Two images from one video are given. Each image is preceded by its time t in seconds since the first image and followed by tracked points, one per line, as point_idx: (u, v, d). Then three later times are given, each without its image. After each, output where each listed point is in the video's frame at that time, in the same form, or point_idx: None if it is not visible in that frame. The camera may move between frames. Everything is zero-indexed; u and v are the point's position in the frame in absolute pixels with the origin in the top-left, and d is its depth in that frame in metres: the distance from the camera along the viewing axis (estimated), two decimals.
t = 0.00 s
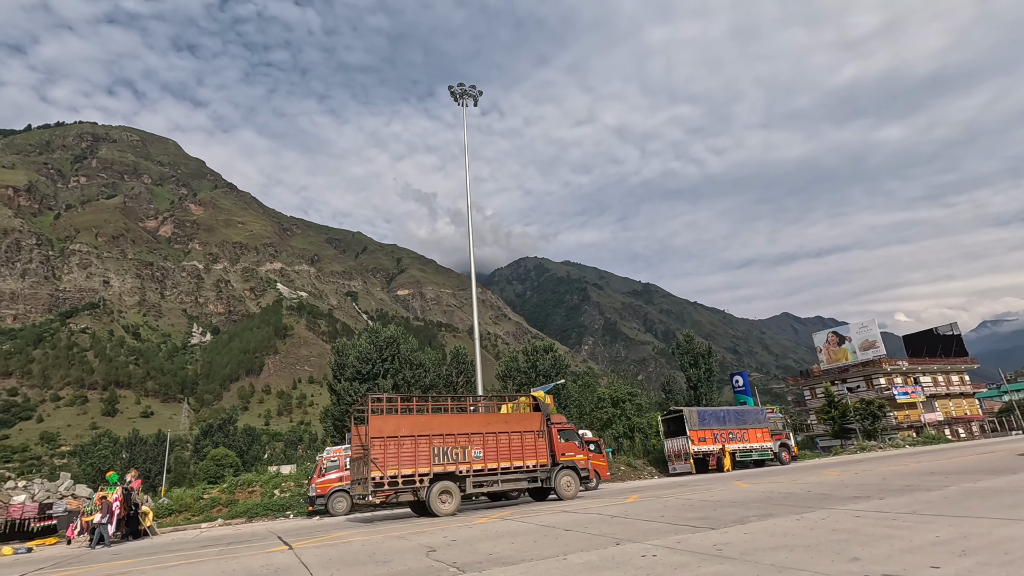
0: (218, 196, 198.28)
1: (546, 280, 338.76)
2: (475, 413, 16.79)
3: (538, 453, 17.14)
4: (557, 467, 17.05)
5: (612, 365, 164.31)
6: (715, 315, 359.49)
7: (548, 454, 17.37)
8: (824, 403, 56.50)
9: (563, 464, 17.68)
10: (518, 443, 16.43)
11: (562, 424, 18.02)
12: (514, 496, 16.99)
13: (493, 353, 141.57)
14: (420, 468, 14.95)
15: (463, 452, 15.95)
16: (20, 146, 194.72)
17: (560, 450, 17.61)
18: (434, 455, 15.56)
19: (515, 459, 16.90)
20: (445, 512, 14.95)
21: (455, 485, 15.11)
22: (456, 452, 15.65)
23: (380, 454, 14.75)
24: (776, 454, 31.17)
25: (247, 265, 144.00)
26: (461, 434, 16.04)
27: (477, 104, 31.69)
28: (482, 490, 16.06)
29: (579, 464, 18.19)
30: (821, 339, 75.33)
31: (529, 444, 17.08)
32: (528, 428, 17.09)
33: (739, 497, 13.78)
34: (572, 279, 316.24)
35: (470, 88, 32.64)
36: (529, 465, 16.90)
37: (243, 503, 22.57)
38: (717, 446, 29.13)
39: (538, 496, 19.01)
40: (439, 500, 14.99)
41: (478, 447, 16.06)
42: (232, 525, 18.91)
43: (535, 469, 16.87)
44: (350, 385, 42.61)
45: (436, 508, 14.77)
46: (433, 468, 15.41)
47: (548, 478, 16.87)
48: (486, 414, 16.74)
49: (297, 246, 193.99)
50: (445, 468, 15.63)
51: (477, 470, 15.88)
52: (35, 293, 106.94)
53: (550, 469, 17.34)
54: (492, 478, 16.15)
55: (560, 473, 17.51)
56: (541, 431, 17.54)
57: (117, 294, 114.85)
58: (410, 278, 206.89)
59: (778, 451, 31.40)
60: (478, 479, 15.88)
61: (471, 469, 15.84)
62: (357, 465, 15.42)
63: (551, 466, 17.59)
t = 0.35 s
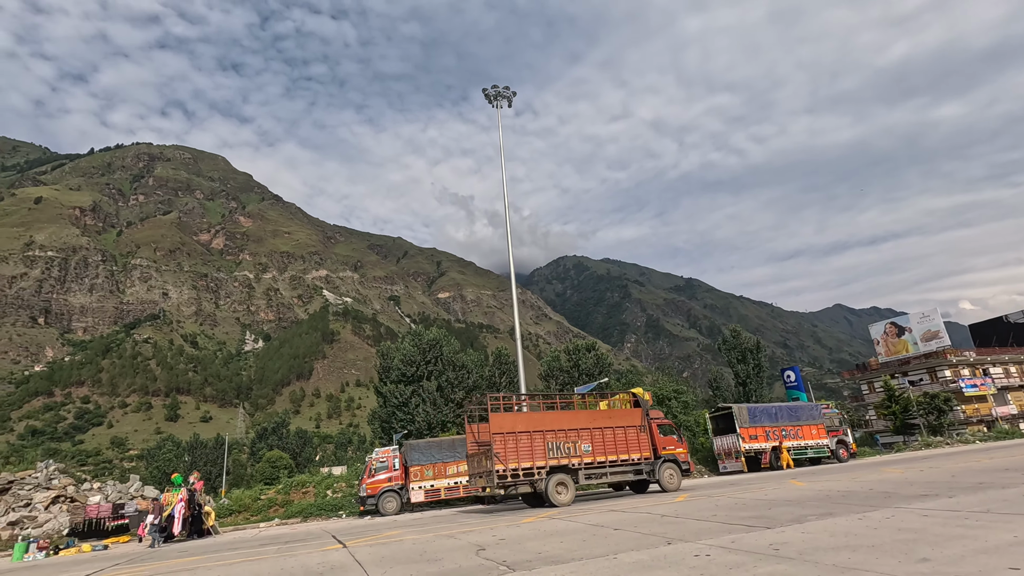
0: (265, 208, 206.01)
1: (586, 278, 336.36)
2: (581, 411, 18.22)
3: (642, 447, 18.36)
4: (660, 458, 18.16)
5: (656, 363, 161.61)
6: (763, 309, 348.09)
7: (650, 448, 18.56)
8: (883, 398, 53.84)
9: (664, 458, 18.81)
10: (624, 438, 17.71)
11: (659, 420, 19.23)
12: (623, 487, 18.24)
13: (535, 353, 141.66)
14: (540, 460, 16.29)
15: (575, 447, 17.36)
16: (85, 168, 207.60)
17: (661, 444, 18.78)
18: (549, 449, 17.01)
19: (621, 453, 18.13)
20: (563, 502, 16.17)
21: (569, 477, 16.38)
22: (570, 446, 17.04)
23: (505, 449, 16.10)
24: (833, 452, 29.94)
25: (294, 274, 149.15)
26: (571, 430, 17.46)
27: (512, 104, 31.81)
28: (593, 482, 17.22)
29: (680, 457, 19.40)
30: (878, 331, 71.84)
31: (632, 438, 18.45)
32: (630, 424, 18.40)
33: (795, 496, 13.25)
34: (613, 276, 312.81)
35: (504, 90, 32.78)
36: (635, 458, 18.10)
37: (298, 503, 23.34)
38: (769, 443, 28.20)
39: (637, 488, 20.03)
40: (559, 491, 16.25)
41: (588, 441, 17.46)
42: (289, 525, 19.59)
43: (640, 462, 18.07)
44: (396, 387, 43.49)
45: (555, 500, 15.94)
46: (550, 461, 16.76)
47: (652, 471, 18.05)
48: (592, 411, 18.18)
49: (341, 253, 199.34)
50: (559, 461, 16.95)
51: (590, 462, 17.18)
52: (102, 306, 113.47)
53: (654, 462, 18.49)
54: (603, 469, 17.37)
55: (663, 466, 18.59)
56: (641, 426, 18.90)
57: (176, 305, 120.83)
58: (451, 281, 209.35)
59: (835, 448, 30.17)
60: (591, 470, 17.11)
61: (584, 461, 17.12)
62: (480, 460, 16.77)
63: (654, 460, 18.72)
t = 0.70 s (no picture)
0: (303, 212, 211.64)
1: (620, 273, 333.02)
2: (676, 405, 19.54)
3: (735, 438, 19.69)
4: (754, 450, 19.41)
5: (694, 357, 158.82)
6: (805, 301, 337.30)
7: (743, 440, 19.84)
8: (937, 390, 51.44)
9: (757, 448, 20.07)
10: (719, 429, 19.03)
11: (751, 412, 20.50)
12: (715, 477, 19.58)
13: (570, 350, 141.14)
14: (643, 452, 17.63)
15: (672, 438, 18.71)
16: (134, 179, 217.45)
17: (754, 435, 20.04)
18: (650, 440, 18.44)
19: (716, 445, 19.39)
20: (665, 490, 17.76)
21: (671, 468, 17.68)
22: (668, 437, 18.40)
23: (611, 440, 17.51)
24: (883, 447, 28.87)
25: (332, 276, 152.77)
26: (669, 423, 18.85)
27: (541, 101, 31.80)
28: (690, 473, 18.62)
29: (771, 449, 20.48)
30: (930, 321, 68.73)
31: (726, 430, 19.79)
32: (724, 416, 19.77)
33: (844, 493, 12.78)
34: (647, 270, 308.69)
35: (533, 86, 32.75)
36: (729, 450, 19.46)
37: (342, 499, 23.93)
38: (814, 439, 27.30)
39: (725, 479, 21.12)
40: (661, 479, 17.71)
41: (685, 433, 18.82)
42: (333, 520, 20.13)
43: (734, 453, 19.41)
44: (433, 385, 44.06)
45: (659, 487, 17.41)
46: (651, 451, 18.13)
47: (747, 460, 19.37)
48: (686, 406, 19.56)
49: (376, 254, 202.91)
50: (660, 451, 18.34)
51: (688, 452, 18.50)
52: (153, 310, 118.53)
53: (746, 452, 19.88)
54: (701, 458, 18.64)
55: (757, 457, 19.86)
56: (734, 418, 20.23)
57: (221, 308, 125.47)
58: (484, 279, 210.61)
59: (885, 443, 29.09)
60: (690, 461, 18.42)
61: (682, 452, 18.47)
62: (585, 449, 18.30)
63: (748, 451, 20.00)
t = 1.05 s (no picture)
0: (336, 212, 215.87)
1: (652, 266, 328.82)
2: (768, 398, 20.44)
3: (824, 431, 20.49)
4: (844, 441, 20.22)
5: (730, 351, 155.74)
6: (846, 292, 326.26)
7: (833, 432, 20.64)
8: (990, 384, 49.12)
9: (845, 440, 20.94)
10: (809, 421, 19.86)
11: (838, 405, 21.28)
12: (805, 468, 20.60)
13: (602, 344, 140.30)
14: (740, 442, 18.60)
15: (765, 429, 19.64)
16: (176, 184, 225.56)
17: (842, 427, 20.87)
18: (746, 431, 19.38)
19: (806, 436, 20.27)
20: (761, 479, 18.72)
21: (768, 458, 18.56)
22: (763, 429, 19.30)
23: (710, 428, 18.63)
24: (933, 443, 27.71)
25: (366, 274, 155.49)
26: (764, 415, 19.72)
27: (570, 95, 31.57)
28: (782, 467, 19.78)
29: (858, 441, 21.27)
30: (981, 311, 65.69)
31: (816, 422, 20.97)
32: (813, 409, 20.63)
33: (893, 491, 12.37)
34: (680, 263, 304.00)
35: (561, 80, 32.51)
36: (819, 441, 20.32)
37: (380, 493, 24.41)
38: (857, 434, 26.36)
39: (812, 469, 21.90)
40: (758, 469, 18.66)
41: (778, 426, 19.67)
42: (372, 513, 20.59)
43: (823, 444, 20.26)
44: (466, 380, 44.45)
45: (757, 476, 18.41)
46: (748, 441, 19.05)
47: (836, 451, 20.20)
48: (777, 398, 20.49)
49: (407, 251, 205.33)
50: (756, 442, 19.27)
51: (781, 444, 19.40)
52: (196, 310, 122.80)
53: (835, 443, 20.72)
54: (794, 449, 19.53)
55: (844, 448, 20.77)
56: (823, 411, 21.02)
57: (260, 307, 129.42)
58: (514, 274, 211.01)
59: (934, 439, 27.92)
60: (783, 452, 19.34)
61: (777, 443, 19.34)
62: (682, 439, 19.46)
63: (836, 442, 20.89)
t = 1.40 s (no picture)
0: (381, 212, 220.73)
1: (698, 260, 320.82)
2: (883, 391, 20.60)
3: (947, 422, 20.24)
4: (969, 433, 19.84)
5: (782, 347, 150.34)
6: (909, 283, 308.69)
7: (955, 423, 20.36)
8: None
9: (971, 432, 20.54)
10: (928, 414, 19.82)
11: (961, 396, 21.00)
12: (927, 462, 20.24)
13: (647, 340, 138.08)
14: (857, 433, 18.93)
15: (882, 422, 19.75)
16: (231, 189, 236.06)
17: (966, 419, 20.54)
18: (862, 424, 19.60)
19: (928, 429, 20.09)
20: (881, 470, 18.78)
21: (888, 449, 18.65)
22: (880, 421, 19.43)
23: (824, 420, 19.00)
24: (1010, 443, 25.76)
25: (410, 272, 158.61)
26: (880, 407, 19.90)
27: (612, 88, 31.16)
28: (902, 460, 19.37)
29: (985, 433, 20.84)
30: None
31: (936, 415, 20.49)
32: (933, 401, 20.48)
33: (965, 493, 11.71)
34: (727, 256, 295.46)
35: (603, 73, 32.09)
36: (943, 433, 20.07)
37: (429, 486, 24.91)
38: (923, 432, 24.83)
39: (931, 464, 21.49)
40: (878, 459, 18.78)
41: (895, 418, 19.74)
42: (423, 506, 21.02)
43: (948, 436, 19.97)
44: (510, 376, 44.69)
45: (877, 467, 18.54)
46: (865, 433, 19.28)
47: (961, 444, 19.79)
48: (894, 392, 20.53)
49: (450, 250, 207.77)
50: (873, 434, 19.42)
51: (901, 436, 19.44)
52: (251, 309, 128.36)
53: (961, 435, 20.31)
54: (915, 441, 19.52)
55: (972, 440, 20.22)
56: (944, 403, 20.77)
57: (311, 306, 134.17)
58: (557, 270, 210.30)
59: (1012, 439, 25.92)
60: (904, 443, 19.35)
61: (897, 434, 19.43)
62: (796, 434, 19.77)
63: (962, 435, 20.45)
